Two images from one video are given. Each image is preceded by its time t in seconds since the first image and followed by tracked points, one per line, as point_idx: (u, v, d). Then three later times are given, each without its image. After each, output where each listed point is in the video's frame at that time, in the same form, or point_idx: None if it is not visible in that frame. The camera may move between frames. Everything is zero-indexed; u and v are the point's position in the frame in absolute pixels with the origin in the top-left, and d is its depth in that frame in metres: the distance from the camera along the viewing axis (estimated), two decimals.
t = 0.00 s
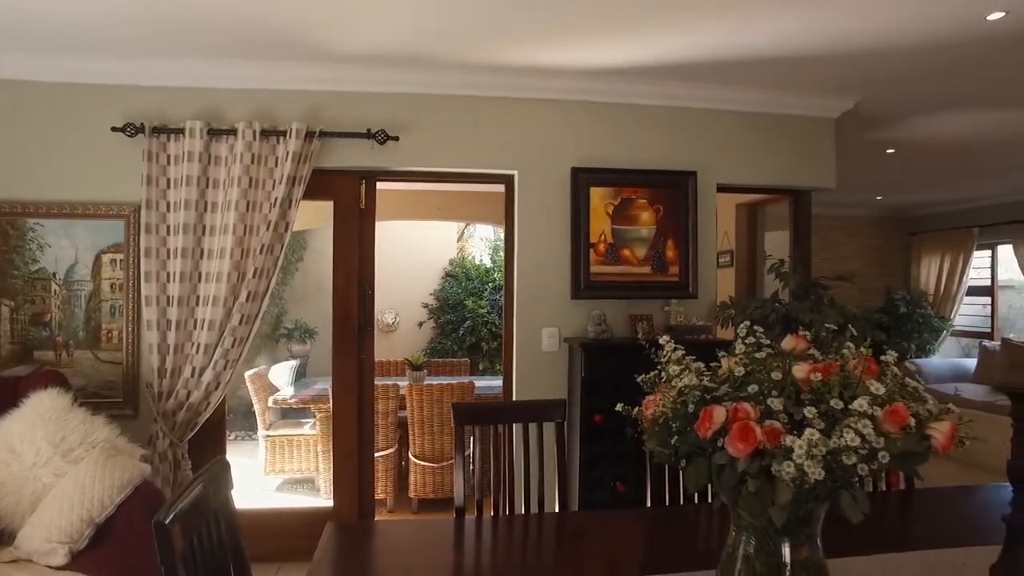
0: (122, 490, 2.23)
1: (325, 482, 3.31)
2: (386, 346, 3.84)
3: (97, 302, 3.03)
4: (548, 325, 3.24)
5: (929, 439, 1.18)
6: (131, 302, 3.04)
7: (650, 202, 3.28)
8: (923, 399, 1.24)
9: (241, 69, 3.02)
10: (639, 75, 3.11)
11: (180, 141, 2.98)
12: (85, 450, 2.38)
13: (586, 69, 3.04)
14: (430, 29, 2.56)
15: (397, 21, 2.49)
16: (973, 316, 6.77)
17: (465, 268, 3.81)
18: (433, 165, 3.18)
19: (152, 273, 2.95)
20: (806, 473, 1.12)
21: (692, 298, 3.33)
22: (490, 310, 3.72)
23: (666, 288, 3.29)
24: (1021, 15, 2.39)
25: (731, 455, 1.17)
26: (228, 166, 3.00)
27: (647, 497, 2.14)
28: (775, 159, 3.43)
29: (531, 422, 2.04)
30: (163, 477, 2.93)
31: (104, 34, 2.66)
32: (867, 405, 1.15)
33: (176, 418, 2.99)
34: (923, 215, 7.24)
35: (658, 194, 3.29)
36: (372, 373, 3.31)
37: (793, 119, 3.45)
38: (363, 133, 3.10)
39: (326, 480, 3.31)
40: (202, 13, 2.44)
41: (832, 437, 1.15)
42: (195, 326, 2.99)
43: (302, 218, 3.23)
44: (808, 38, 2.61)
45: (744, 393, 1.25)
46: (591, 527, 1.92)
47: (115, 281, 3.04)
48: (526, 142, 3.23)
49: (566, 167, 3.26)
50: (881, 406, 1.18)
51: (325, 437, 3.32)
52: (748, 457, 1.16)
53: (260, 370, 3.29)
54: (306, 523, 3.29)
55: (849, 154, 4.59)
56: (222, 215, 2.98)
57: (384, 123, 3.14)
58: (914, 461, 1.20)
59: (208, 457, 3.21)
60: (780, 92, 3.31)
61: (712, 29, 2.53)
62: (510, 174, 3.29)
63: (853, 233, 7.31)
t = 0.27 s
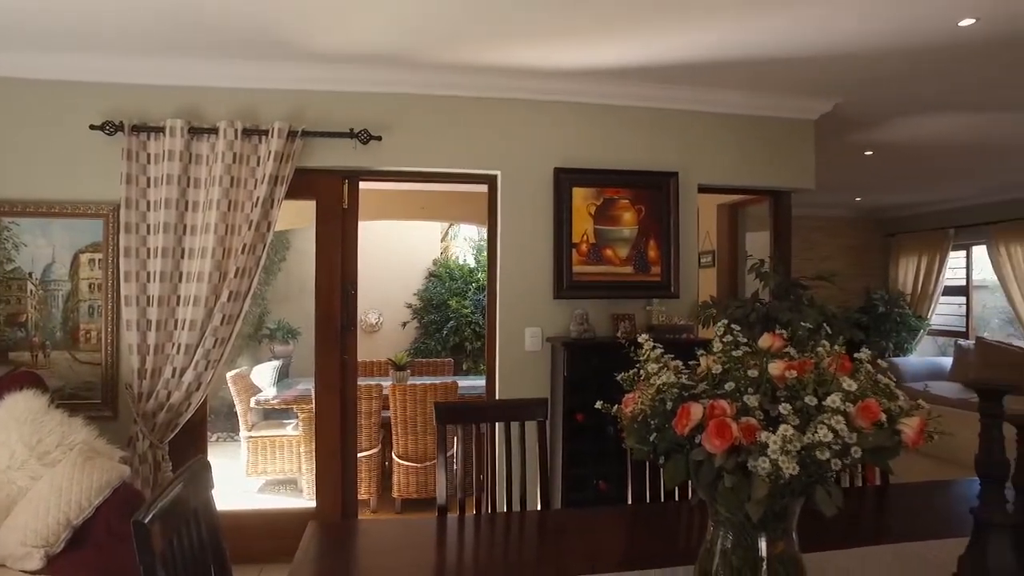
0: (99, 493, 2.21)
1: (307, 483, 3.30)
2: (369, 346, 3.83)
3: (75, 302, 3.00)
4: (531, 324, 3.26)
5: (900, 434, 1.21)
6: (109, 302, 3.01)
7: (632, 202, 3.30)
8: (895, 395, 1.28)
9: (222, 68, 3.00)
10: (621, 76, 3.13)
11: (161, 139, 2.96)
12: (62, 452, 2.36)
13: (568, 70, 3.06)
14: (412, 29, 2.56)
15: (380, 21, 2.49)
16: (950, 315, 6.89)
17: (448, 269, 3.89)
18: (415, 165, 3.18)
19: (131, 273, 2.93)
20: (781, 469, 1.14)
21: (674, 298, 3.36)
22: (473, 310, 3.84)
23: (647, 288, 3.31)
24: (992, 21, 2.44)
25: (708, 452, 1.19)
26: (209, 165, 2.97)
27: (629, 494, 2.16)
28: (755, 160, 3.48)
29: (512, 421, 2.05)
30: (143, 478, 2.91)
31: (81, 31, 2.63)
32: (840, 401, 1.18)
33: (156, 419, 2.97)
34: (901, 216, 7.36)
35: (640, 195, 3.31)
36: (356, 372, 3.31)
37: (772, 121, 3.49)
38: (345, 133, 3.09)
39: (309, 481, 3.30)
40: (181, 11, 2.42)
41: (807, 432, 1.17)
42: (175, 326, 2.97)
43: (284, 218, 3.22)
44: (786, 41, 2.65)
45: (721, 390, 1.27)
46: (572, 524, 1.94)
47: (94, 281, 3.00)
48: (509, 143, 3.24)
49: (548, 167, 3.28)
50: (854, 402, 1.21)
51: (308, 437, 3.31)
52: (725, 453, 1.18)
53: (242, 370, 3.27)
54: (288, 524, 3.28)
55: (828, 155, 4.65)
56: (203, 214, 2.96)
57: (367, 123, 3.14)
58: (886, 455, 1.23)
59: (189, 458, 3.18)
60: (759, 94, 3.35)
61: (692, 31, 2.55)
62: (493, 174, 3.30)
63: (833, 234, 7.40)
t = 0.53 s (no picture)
0: (79, 494, 2.19)
1: (292, 484, 3.29)
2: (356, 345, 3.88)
3: (55, 302, 2.97)
4: (516, 324, 3.27)
5: (875, 429, 1.24)
6: (90, 302, 2.98)
7: (616, 202, 3.32)
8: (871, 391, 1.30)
9: (205, 66, 2.98)
10: (605, 77, 3.15)
11: (143, 137, 2.93)
12: (42, 453, 2.34)
13: (553, 71, 3.07)
14: (397, 28, 2.56)
15: (365, 21, 2.50)
16: (930, 315, 6.98)
17: (435, 268, 3.84)
18: (401, 164, 3.18)
19: (113, 272, 2.90)
20: (759, 464, 1.16)
21: (658, 297, 3.39)
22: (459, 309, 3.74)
23: (632, 287, 3.34)
24: (967, 25, 2.50)
25: (687, 448, 1.21)
26: (193, 164, 2.95)
27: (613, 491, 2.17)
28: (738, 161, 3.51)
29: (497, 419, 2.06)
30: (125, 479, 2.88)
31: (62, 28, 2.60)
32: (816, 397, 1.20)
33: (138, 420, 2.94)
34: (883, 217, 7.45)
35: (624, 194, 3.33)
36: (340, 372, 3.29)
37: (755, 122, 3.53)
38: (330, 132, 3.08)
39: (293, 481, 3.29)
40: (164, 8, 2.40)
41: (784, 428, 1.19)
42: (158, 326, 2.95)
43: (269, 217, 3.21)
44: (768, 43, 2.68)
45: (701, 387, 1.28)
46: (556, 522, 1.95)
47: (74, 281, 2.98)
48: (494, 142, 3.25)
49: (533, 167, 3.29)
50: (830, 398, 1.23)
51: (292, 437, 3.29)
52: (704, 449, 1.20)
53: (226, 370, 3.26)
54: (272, 524, 3.26)
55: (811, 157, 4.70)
56: (186, 213, 2.94)
57: (352, 123, 3.13)
58: (862, 450, 1.25)
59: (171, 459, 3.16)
60: (742, 95, 3.38)
61: (675, 32, 2.58)
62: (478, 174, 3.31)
63: (815, 234, 7.49)
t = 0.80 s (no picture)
0: (54, 497, 2.17)
1: (274, 484, 3.27)
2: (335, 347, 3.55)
3: (29, 301, 2.93)
4: (498, 323, 3.27)
5: (847, 423, 1.27)
6: (66, 301, 2.94)
7: (598, 201, 3.34)
8: (843, 386, 1.33)
9: (184, 63, 2.95)
10: (587, 77, 3.17)
11: (121, 135, 2.90)
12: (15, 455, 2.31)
13: (536, 71, 3.09)
14: (378, 27, 2.56)
15: (347, 20, 2.49)
16: (907, 314, 7.10)
17: (418, 267, 3.66)
18: (383, 163, 3.17)
19: (90, 271, 2.87)
20: (734, 458, 1.18)
21: (639, 296, 3.41)
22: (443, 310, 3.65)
23: (613, 286, 3.36)
24: (939, 30, 2.55)
25: (664, 443, 1.22)
26: (172, 162, 2.93)
27: (594, 487, 2.19)
28: (718, 161, 3.55)
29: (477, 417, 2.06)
30: (102, 481, 2.85)
31: (37, 23, 2.57)
32: (791, 392, 1.22)
33: (116, 421, 2.91)
34: (862, 217, 7.55)
35: (606, 194, 3.35)
36: (322, 371, 3.28)
37: (735, 123, 3.56)
38: (312, 130, 3.07)
39: (275, 482, 3.27)
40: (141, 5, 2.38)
41: (759, 422, 1.21)
42: (136, 326, 2.92)
43: (249, 216, 3.19)
44: (746, 45, 2.72)
45: (678, 383, 1.30)
46: (537, 519, 1.96)
47: (50, 280, 2.94)
48: (476, 142, 3.25)
49: (515, 166, 3.30)
50: (803, 393, 1.25)
51: (273, 438, 3.27)
52: (680, 444, 1.21)
53: (206, 371, 3.23)
54: (253, 525, 3.24)
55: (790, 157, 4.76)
56: (166, 212, 2.92)
57: (334, 121, 3.12)
58: (835, 443, 1.28)
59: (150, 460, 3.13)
60: (723, 96, 3.42)
61: (655, 33, 2.60)
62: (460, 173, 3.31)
63: (795, 234, 7.57)
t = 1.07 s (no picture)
0: (29, 499, 2.14)
1: (255, 485, 3.25)
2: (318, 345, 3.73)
3: (4, 300, 2.88)
4: (481, 322, 3.28)
5: (821, 418, 1.29)
6: (42, 300, 2.90)
7: (580, 200, 3.36)
8: (818, 382, 1.35)
9: (163, 59, 2.92)
10: (570, 77, 3.18)
11: (98, 132, 2.86)
12: None
13: (518, 70, 3.10)
14: (360, 25, 2.55)
15: (329, 18, 2.49)
16: (885, 313, 7.20)
17: (400, 268, 3.79)
18: (365, 162, 3.16)
19: (66, 270, 2.83)
20: (711, 453, 1.19)
21: (620, 295, 3.43)
22: (425, 310, 3.70)
23: (595, 285, 3.37)
24: (914, 33, 2.60)
25: (642, 438, 1.24)
26: (151, 160, 2.90)
27: (574, 484, 2.20)
28: (699, 162, 3.58)
29: (459, 416, 2.06)
30: (79, 483, 2.81)
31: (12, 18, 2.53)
32: (766, 387, 1.24)
33: (93, 422, 2.87)
34: (841, 218, 7.65)
35: (588, 193, 3.37)
36: (303, 370, 3.27)
37: (716, 123, 3.60)
38: (293, 129, 3.05)
39: (256, 483, 3.24)
40: None
41: (735, 418, 1.23)
42: (114, 326, 2.88)
43: (230, 215, 3.16)
44: (727, 46, 2.74)
45: (656, 379, 1.32)
46: (521, 516, 1.96)
47: (25, 278, 2.89)
48: (459, 141, 3.26)
49: (498, 165, 3.30)
50: (779, 388, 1.27)
51: (255, 438, 3.25)
52: (658, 439, 1.23)
53: (186, 371, 3.20)
54: (234, 527, 3.22)
55: (771, 158, 4.81)
56: (145, 210, 2.89)
57: (316, 120, 3.11)
58: (810, 438, 1.29)
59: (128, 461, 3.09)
60: (704, 97, 3.45)
61: (637, 34, 2.62)
62: (443, 172, 3.31)
63: (776, 234, 7.65)
